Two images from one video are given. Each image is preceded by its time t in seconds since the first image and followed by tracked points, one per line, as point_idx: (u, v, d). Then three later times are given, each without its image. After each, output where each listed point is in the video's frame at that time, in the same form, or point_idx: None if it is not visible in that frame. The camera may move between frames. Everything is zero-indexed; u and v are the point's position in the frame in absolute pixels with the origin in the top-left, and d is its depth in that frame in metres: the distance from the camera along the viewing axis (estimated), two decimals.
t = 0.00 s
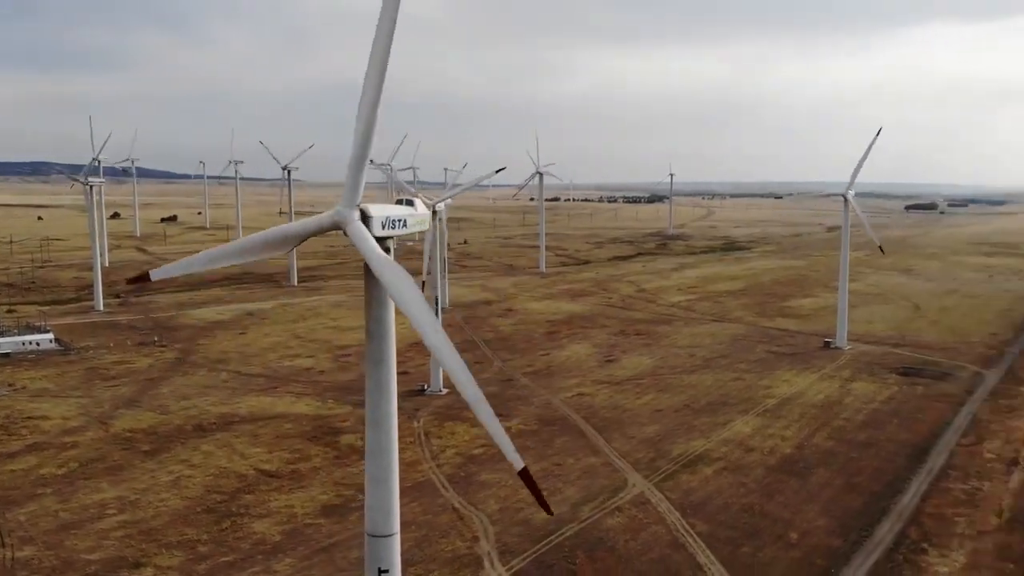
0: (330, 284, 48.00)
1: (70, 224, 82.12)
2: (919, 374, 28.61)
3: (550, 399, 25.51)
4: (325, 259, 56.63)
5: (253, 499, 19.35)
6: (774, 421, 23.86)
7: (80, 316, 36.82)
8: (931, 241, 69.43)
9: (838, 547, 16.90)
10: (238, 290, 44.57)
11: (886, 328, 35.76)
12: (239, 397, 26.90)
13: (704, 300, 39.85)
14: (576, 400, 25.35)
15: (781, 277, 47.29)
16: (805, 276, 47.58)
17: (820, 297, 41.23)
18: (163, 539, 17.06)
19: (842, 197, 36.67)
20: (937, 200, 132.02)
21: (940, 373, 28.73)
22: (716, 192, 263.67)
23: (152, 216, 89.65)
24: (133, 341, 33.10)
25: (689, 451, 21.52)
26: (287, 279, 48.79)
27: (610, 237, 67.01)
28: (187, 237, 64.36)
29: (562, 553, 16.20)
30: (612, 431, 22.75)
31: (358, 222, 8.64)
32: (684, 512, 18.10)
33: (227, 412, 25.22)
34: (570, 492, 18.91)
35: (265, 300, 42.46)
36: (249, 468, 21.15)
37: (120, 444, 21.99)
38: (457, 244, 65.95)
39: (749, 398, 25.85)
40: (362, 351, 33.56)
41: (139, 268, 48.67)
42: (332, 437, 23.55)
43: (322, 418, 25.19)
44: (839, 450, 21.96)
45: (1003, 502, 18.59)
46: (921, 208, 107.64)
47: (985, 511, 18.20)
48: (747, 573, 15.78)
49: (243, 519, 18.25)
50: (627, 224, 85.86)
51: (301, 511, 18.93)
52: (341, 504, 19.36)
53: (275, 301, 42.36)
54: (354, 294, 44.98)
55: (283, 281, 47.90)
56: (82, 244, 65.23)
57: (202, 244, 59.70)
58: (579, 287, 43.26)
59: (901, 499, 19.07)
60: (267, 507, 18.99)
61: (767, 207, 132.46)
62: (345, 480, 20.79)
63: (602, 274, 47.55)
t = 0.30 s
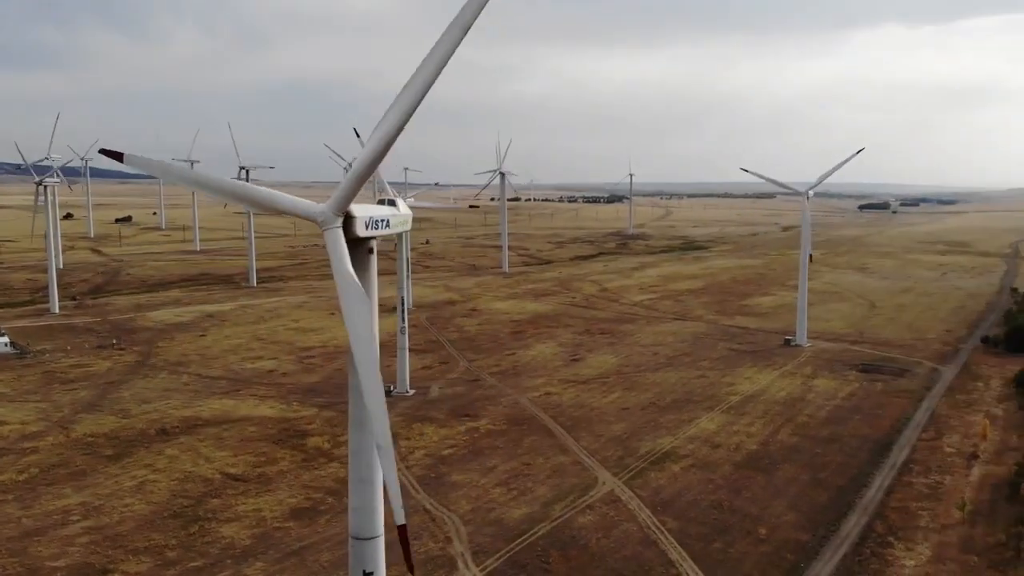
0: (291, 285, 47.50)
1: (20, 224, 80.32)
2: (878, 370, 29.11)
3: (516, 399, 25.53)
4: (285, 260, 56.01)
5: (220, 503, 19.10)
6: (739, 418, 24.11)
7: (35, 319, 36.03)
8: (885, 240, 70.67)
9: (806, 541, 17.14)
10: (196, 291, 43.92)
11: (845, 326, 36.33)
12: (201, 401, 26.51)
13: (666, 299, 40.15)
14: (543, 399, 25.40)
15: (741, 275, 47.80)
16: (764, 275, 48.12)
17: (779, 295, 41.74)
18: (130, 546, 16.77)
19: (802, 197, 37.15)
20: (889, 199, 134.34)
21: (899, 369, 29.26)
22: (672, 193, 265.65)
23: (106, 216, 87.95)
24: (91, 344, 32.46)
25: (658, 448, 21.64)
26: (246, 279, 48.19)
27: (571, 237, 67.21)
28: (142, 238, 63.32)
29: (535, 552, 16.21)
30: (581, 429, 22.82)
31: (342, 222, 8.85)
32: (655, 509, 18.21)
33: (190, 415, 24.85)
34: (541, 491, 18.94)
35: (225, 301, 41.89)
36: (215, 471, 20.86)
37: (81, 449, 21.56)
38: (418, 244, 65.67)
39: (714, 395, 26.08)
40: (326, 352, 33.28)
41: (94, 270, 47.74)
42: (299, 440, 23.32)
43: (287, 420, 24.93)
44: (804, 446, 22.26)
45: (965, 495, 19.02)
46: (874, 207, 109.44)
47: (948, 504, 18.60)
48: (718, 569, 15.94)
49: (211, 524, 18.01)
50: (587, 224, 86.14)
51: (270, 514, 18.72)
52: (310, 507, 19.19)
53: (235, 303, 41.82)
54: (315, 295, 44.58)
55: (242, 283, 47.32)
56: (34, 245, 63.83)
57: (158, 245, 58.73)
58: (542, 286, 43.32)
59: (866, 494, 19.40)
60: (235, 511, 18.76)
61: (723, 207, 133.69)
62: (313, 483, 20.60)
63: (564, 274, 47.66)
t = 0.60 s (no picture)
0: (277, 285, 47.30)
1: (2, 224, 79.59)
2: (867, 369, 29.31)
3: (508, 399, 25.53)
4: (271, 260, 55.75)
5: (213, 505, 18.99)
6: (730, 416, 24.21)
7: (20, 320, 35.72)
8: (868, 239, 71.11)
9: (801, 539, 17.23)
10: (182, 292, 43.66)
11: (832, 325, 36.55)
12: (191, 402, 26.35)
13: (654, 299, 40.28)
14: (535, 399, 25.41)
15: (728, 275, 47.99)
16: (751, 274, 48.32)
17: (766, 295, 41.93)
18: (124, 548, 16.65)
19: (789, 197, 37.32)
20: (872, 199, 135.02)
21: (887, 368, 29.46)
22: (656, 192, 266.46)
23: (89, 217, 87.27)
24: (77, 345, 32.21)
25: (651, 447, 21.69)
26: (232, 280, 47.96)
27: (557, 237, 67.27)
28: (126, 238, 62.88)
29: (532, 552, 16.21)
30: (573, 429, 22.84)
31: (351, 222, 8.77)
32: (650, 508, 18.23)
33: (180, 416, 24.69)
34: (537, 491, 18.95)
35: (211, 302, 41.66)
36: (207, 473, 20.75)
37: (72, 451, 21.39)
38: (404, 245, 65.55)
39: (705, 394, 26.17)
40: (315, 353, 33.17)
41: (79, 270, 47.37)
42: (290, 441, 23.23)
43: (279, 421, 24.83)
44: (795, 444, 22.38)
45: (956, 492, 19.18)
46: (857, 207, 110.06)
47: (939, 502, 18.76)
48: (714, 567, 16.00)
49: (205, 525, 17.91)
50: (573, 224, 86.24)
51: (264, 515, 18.64)
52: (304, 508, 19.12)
53: (222, 303, 41.59)
54: (302, 296, 44.40)
55: (229, 283, 47.09)
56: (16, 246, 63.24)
57: (143, 245, 58.38)
58: (530, 286, 43.33)
59: (858, 492, 19.53)
60: (228, 512, 18.66)
61: (708, 207, 134.12)
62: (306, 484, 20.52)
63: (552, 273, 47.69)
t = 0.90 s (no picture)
0: (262, 286, 47.07)
1: None
2: (854, 367, 29.50)
3: (498, 398, 25.52)
4: (255, 261, 55.45)
5: (205, 507, 18.87)
6: (720, 415, 24.27)
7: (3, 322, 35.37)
8: (850, 239, 71.59)
9: (795, 537, 17.31)
10: (166, 293, 43.35)
11: (818, 324, 36.77)
12: (178, 404, 26.18)
13: (641, 298, 40.37)
14: (525, 399, 25.42)
15: (712, 274, 48.17)
16: (736, 274, 48.51)
17: (752, 294, 42.11)
18: (116, 551, 16.54)
19: (775, 197, 37.50)
20: (852, 199, 135.89)
21: (874, 366, 29.67)
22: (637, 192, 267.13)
23: (69, 217, 86.55)
24: (61, 347, 31.91)
25: (643, 446, 21.70)
26: (216, 280, 47.69)
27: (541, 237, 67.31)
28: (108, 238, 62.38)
29: (528, 552, 16.21)
30: (565, 429, 22.85)
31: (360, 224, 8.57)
32: (644, 507, 18.26)
33: (168, 418, 24.52)
34: (530, 490, 18.95)
35: (196, 303, 41.40)
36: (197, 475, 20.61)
37: (60, 454, 21.20)
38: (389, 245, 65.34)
39: (694, 392, 26.24)
40: (302, 354, 33.02)
41: (61, 271, 46.93)
42: (281, 443, 23.13)
43: (268, 423, 24.70)
44: (786, 442, 22.49)
45: (946, 489, 19.36)
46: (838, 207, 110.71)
47: (930, 499, 18.93)
48: (710, 565, 16.05)
49: (197, 528, 17.80)
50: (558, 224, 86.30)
51: (257, 517, 18.54)
52: (297, 510, 19.04)
53: (207, 304, 41.34)
54: (288, 296, 44.19)
55: (213, 283, 46.82)
56: None
57: (125, 246, 57.93)
58: (517, 286, 43.35)
59: (849, 489, 19.67)
60: (220, 514, 18.55)
61: (691, 207, 134.58)
62: (299, 486, 20.44)
63: (538, 273, 47.72)
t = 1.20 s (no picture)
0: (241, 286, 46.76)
1: None
2: (835, 365, 29.74)
3: (483, 398, 25.49)
4: (234, 261, 55.07)
5: (191, 509, 18.73)
6: (705, 413, 24.37)
7: None
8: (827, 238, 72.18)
9: (782, 534, 17.41)
10: (145, 293, 42.97)
11: (798, 322, 37.04)
12: (160, 405, 25.94)
13: (622, 298, 40.49)
14: (510, 399, 25.43)
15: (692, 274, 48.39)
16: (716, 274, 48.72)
17: (732, 293, 42.32)
18: (102, 554, 16.37)
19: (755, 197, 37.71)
20: (828, 199, 136.95)
21: (855, 364, 29.94)
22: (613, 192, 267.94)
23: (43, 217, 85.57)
24: (40, 349, 31.54)
25: (629, 445, 21.74)
26: (195, 281, 47.33)
27: (521, 237, 67.32)
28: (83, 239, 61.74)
29: (519, 552, 16.22)
30: (551, 428, 22.87)
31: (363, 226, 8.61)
32: (632, 505, 18.31)
33: (150, 420, 24.29)
34: (519, 490, 18.95)
35: (175, 303, 41.05)
36: (182, 477, 20.44)
37: (41, 457, 20.95)
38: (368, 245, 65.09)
39: (678, 391, 26.34)
40: (284, 355, 32.82)
41: (37, 272, 46.39)
42: (265, 444, 22.98)
43: (252, 425, 24.54)
44: (770, 440, 22.63)
45: (930, 485, 19.58)
46: (813, 206, 111.54)
47: (914, 495, 19.13)
48: (699, 563, 16.12)
49: (184, 530, 17.66)
50: (537, 224, 86.38)
51: (244, 519, 18.42)
52: (284, 511, 18.94)
53: (186, 304, 41.00)
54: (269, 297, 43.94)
55: (191, 284, 46.45)
56: None
57: (102, 246, 57.36)
58: (498, 286, 43.35)
59: (835, 487, 19.82)
60: (207, 517, 18.41)
61: (669, 207, 135.02)
62: (285, 487, 20.33)
63: (519, 273, 47.74)
